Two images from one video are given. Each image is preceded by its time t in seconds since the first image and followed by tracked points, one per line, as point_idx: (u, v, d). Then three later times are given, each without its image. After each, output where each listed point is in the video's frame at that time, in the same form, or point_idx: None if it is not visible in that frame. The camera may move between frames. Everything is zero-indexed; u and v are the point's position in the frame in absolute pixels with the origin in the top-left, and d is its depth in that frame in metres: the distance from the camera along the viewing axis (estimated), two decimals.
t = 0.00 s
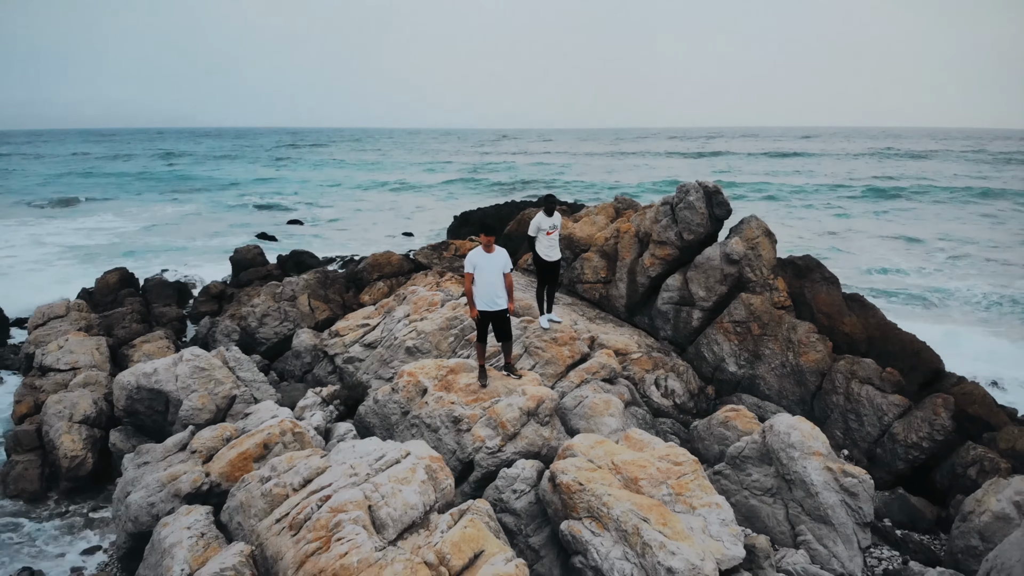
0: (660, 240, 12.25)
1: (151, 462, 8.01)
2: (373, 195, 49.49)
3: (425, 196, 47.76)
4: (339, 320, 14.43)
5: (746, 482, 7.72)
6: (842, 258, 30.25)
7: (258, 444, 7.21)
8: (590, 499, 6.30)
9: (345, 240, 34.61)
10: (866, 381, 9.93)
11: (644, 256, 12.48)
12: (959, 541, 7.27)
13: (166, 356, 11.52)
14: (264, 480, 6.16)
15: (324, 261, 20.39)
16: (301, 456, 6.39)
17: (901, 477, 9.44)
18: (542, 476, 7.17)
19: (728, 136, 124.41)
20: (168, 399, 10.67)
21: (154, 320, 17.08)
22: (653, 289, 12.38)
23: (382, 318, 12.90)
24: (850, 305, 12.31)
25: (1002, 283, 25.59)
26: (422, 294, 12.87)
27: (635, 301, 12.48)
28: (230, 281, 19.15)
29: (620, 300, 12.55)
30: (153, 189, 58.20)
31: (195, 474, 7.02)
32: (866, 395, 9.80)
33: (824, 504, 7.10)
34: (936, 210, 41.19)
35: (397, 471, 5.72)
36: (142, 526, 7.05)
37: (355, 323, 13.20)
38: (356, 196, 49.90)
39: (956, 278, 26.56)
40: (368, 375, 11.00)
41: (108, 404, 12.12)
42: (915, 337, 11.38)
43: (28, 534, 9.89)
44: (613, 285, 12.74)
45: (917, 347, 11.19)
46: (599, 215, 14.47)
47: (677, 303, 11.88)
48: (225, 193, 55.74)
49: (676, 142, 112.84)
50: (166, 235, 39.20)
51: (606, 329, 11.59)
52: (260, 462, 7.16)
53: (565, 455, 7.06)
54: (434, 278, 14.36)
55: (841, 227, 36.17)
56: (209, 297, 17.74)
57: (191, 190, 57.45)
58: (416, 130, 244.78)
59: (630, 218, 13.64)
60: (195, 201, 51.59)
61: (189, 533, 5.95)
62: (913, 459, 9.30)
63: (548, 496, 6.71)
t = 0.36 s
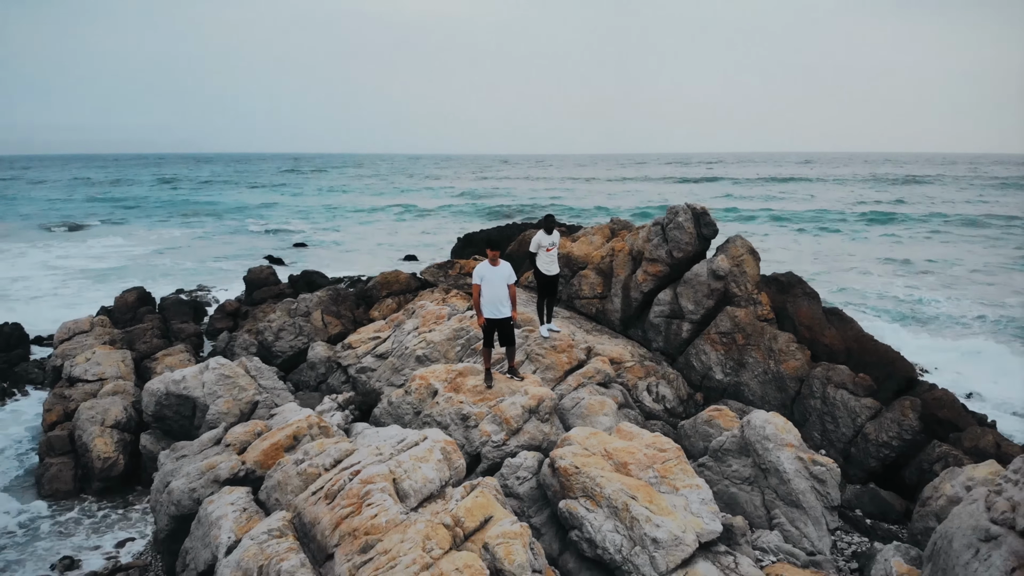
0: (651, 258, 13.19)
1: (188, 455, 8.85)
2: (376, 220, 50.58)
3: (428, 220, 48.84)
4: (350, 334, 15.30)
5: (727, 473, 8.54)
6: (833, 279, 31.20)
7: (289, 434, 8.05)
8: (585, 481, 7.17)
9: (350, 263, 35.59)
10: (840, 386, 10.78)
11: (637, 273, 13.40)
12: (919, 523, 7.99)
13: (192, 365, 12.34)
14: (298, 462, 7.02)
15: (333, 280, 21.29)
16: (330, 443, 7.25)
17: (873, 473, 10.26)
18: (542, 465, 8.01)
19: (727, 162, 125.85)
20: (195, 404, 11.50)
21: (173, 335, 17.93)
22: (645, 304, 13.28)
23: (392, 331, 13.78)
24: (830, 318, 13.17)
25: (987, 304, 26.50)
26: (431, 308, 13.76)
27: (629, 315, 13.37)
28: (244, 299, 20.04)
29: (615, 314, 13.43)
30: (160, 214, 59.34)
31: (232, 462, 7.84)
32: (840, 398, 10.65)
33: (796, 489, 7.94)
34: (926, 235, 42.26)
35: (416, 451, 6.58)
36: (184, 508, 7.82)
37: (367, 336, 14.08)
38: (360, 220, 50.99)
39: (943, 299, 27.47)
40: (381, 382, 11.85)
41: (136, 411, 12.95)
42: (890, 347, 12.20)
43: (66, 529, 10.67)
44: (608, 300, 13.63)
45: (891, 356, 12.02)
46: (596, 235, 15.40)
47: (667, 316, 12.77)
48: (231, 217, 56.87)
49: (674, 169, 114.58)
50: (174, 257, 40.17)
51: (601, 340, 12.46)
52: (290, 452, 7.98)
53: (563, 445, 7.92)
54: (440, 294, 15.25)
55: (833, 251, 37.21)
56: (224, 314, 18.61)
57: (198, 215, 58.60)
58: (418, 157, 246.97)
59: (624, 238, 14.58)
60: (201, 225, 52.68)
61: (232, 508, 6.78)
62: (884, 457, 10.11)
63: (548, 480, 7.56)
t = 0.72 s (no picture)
0: (646, 274, 14.05)
1: (216, 453, 9.62)
2: (380, 242, 51.59)
3: (430, 242, 49.85)
4: (359, 347, 16.12)
5: (712, 468, 9.29)
6: (826, 298, 32.08)
7: (312, 431, 8.80)
8: (581, 471, 7.95)
9: (355, 283, 36.47)
10: (821, 393, 11.55)
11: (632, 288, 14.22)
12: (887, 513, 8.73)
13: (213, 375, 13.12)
14: (323, 453, 7.79)
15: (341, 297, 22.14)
16: (352, 436, 8.04)
17: (852, 473, 10.97)
18: (542, 460, 8.77)
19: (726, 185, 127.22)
20: (218, 410, 12.24)
21: (188, 349, 18.73)
22: (640, 318, 14.07)
23: (400, 343, 14.58)
24: (813, 330, 13.96)
25: (973, 323, 27.36)
26: (437, 322, 14.58)
27: (625, 328, 14.16)
28: (256, 315, 20.88)
29: (612, 328, 14.21)
30: (166, 235, 60.34)
31: (261, 457, 8.61)
32: (821, 403, 11.41)
33: (774, 481, 8.69)
34: (918, 256, 43.22)
35: (431, 441, 7.38)
36: (216, 499, 8.52)
37: (376, 349, 14.90)
38: (363, 242, 51.99)
39: (932, 317, 28.34)
40: (390, 390, 12.62)
41: (159, 418, 13.71)
42: (869, 358, 12.96)
43: (97, 528, 11.35)
44: (605, 314, 14.42)
45: (870, 365, 12.78)
46: (592, 253, 16.24)
47: (660, 328, 13.57)
48: (236, 239, 57.88)
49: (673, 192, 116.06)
50: (182, 278, 41.04)
51: (598, 351, 13.24)
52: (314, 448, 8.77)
53: (561, 440, 8.72)
54: (446, 309, 16.08)
55: (826, 273, 38.15)
56: (237, 329, 19.42)
57: (203, 236, 59.60)
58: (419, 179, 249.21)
59: (619, 256, 15.44)
60: (207, 247, 53.65)
61: (264, 493, 7.52)
62: (861, 457, 10.84)
63: (548, 471, 8.32)
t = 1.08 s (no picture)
0: (638, 292, 15.03)
1: (243, 452, 10.53)
2: (383, 265, 52.69)
3: (432, 265, 50.94)
4: (369, 362, 17.05)
5: (696, 466, 10.19)
6: (817, 320, 33.04)
7: (332, 430, 9.69)
8: (576, 464, 8.87)
9: (359, 304, 37.45)
10: (800, 402, 12.46)
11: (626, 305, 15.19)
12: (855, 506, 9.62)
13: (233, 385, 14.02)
14: (345, 447, 8.71)
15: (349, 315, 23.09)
16: (371, 433, 8.98)
17: (828, 475, 11.83)
18: (541, 457, 9.67)
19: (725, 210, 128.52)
20: (239, 418, 13.12)
21: (204, 364, 19.65)
22: (634, 333, 15.01)
23: (408, 357, 15.51)
24: (796, 345, 14.88)
25: (958, 343, 28.28)
26: (443, 337, 15.52)
27: (619, 343, 15.09)
28: (267, 332, 21.81)
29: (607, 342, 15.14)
30: (173, 258, 61.48)
31: (287, 454, 9.53)
32: (799, 412, 12.33)
33: (752, 476, 9.58)
34: (909, 280, 44.26)
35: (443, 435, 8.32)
36: (246, 492, 9.39)
37: (386, 362, 15.83)
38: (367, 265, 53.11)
39: (919, 338, 29.29)
40: (400, 399, 13.54)
41: (182, 427, 14.60)
42: (847, 370, 13.87)
43: (126, 528, 12.19)
44: (601, 330, 15.36)
45: (848, 378, 13.68)
46: (589, 272, 17.22)
47: (652, 342, 14.48)
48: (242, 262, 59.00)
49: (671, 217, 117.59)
50: (190, 299, 42.04)
51: (594, 363, 14.15)
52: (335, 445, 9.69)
53: (558, 439, 9.64)
54: (451, 324, 17.03)
55: (818, 296, 39.16)
56: (250, 347, 20.35)
57: (209, 259, 60.69)
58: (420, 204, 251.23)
59: (614, 275, 16.43)
60: (214, 269, 54.75)
61: (293, 482, 8.41)
62: (836, 460, 11.71)
63: (546, 466, 9.21)
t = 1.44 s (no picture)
0: (633, 312, 16.00)
1: (267, 458, 11.41)
2: (386, 289, 53.61)
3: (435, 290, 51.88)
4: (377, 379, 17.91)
5: (685, 469, 11.06)
6: (811, 342, 33.87)
7: (350, 436, 10.59)
8: (573, 465, 9.76)
9: (364, 328, 38.29)
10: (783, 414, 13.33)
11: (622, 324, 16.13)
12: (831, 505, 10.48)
13: (251, 400, 14.89)
14: (364, 449, 9.62)
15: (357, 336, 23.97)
16: (387, 438, 9.88)
17: (810, 482, 12.69)
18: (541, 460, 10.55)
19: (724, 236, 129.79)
20: (258, 429, 13.98)
21: (219, 382, 20.52)
22: (629, 350, 15.93)
23: (416, 373, 16.40)
24: (782, 362, 15.78)
25: (948, 365, 29.06)
26: (448, 354, 16.42)
27: (615, 360, 16.00)
28: (279, 353, 22.69)
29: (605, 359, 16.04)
30: (179, 282, 62.51)
31: (309, 458, 10.42)
32: (783, 423, 13.21)
33: (735, 478, 10.45)
34: (903, 305, 45.08)
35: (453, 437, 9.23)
36: (271, 492, 10.24)
37: (395, 378, 16.73)
38: (370, 289, 54.05)
39: (910, 360, 30.08)
40: (409, 411, 14.42)
41: (202, 439, 15.47)
42: (830, 385, 14.75)
43: (153, 532, 13.05)
44: (598, 348, 16.27)
45: (830, 392, 14.58)
46: (587, 292, 18.16)
47: (646, 359, 15.37)
48: (247, 287, 60.01)
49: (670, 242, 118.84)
50: (198, 322, 42.94)
51: (592, 378, 15.04)
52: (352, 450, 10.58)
53: (557, 444, 10.53)
54: (456, 343, 17.94)
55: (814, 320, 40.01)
56: (263, 365, 21.23)
57: (215, 284, 61.69)
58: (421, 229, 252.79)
59: (611, 296, 17.38)
60: (220, 294, 55.74)
61: (317, 480, 9.30)
62: (818, 467, 12.56)
63: (546, 467, 10.09)
